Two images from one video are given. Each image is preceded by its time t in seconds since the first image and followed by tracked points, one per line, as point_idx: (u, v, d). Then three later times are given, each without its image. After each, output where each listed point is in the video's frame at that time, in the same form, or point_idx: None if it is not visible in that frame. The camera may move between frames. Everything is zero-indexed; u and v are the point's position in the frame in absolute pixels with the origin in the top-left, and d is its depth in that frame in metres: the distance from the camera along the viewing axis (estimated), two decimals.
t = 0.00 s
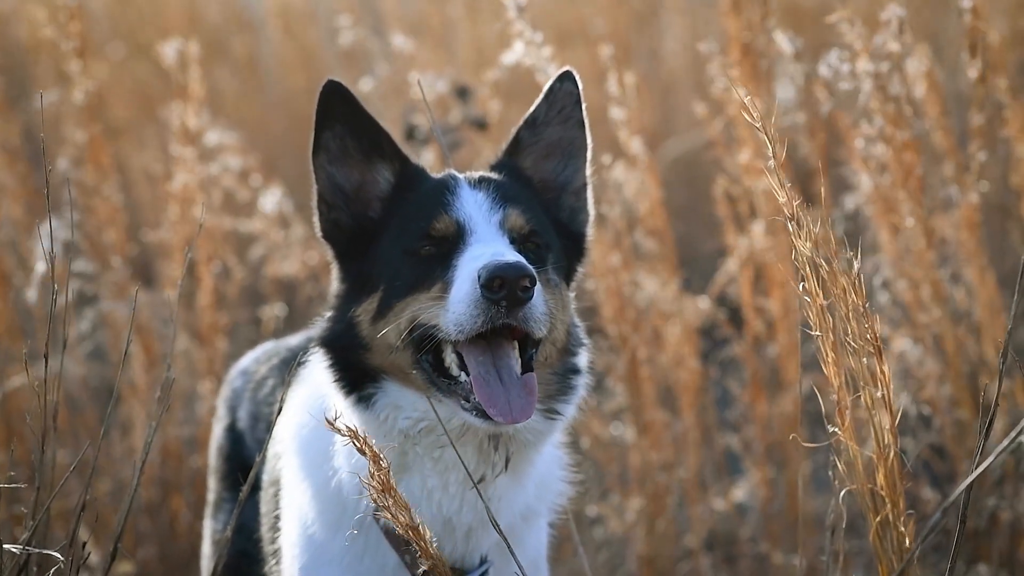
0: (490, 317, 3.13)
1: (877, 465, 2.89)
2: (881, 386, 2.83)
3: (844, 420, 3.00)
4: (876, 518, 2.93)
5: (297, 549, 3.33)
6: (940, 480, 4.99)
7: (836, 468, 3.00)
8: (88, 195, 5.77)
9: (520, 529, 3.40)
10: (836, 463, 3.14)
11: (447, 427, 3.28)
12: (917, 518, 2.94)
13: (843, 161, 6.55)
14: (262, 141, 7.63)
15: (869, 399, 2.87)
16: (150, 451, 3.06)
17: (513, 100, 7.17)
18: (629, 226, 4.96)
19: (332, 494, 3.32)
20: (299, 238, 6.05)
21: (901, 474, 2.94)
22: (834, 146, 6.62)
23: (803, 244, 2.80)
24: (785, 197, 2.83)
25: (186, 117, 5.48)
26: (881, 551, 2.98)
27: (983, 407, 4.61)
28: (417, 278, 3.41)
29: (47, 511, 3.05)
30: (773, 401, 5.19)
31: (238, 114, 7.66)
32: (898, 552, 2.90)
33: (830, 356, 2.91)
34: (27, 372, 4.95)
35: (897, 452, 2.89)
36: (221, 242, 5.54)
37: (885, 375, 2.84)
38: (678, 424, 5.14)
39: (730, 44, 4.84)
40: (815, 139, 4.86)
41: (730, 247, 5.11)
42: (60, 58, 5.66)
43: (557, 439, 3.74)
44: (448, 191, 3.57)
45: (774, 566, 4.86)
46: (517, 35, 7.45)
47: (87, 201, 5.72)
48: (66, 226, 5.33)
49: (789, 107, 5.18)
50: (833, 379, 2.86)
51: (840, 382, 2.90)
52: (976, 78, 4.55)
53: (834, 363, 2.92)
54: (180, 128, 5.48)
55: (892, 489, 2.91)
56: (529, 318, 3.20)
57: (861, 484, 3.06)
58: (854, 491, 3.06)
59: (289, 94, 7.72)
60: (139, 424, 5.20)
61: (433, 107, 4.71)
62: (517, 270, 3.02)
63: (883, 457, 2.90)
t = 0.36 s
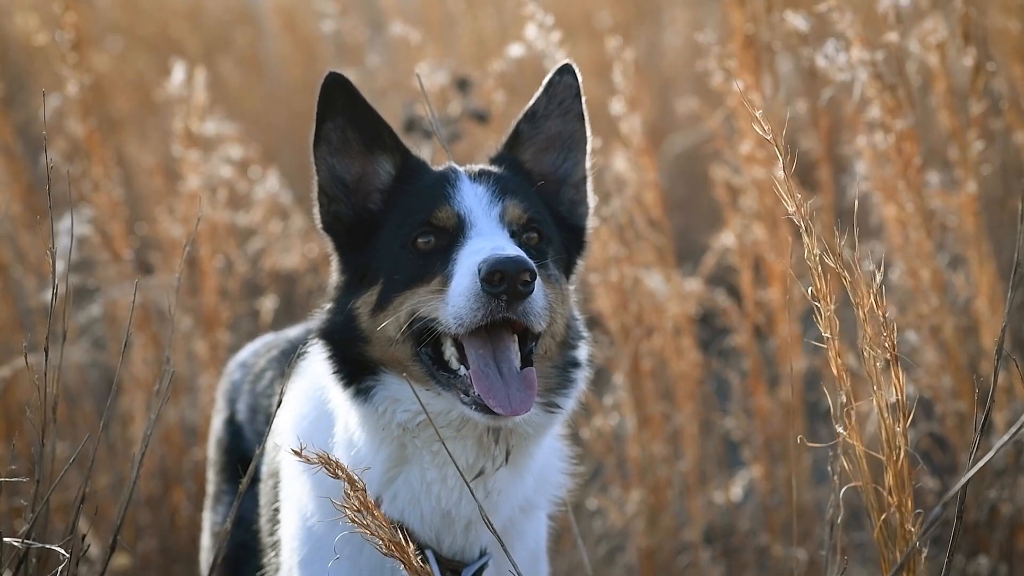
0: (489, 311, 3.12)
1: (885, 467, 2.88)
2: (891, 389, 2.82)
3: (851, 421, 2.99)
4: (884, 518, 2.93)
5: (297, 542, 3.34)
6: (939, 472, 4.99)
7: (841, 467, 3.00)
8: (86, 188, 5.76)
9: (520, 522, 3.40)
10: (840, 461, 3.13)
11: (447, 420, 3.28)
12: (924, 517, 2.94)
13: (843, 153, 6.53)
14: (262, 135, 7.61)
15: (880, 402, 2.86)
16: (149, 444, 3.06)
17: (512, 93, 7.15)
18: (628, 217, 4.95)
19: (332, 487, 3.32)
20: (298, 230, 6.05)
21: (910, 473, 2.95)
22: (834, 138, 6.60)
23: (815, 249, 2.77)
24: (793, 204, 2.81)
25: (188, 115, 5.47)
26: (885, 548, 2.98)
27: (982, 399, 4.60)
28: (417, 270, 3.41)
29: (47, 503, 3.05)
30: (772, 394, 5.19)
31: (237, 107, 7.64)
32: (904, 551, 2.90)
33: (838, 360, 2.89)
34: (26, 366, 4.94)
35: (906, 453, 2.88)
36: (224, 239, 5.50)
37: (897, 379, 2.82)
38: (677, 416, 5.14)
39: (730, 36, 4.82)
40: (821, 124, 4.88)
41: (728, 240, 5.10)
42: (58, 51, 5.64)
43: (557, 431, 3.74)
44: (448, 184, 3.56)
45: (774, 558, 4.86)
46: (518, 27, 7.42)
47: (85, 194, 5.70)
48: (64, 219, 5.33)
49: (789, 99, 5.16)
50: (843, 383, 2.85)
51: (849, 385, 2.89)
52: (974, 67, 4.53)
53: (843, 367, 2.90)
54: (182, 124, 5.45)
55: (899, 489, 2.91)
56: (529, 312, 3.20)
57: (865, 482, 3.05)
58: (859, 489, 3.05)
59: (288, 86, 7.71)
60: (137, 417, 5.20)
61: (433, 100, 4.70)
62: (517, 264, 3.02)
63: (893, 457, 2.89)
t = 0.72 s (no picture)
0: (493, 308, 3.12)
1: (878, 481, 2.86)
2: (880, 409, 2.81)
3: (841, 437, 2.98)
4: (877, 530, 2.93)
5: (299, 537, 3.34)
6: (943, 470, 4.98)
7: (833, 478, 3.00)
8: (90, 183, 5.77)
9: (522, 518, 3.40)
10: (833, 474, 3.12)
11: (450, 417, 3.27)
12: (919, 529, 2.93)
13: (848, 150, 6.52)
14: (266, 131, 7.62)
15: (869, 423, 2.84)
16: (152, 439, 3.05)
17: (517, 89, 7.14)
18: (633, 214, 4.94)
19: (335, 482, 3.32)
20: (302, 225, 6.04)
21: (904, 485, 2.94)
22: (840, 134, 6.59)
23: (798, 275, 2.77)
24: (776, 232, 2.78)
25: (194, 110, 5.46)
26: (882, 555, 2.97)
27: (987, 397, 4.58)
28: (422, 266, 3.40)
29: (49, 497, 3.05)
30: (775, 391, 5.18)
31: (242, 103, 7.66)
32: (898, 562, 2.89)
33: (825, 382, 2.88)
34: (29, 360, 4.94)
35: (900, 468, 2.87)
36: (231, 235, 5.44)
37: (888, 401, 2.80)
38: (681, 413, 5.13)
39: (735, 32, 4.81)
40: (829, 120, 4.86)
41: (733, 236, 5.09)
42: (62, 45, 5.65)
43: (561, 429, 3.74)
44: (453, 180, 3.55)
45: (776, 556, 4.85)
46: (522, 23, 7.41)
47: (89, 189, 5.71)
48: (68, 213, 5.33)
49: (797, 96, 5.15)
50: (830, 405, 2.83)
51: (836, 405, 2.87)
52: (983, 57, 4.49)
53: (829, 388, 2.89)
54: (191, 117, 5.40)
55: (893, 501, 2.90)
56: (533, 309, 3.19)
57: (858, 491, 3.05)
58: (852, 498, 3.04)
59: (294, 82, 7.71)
60: (140, 411, 5.21)
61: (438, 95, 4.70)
62: (522, 261, 3.01)
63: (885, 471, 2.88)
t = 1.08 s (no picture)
0: (493, 309, 3.12)
1: (866, 487, 2.89)
2: (865, 418, 2.82)
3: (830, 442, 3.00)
4: (867, 533, 2.96)
5: (297, 534, 3.34)
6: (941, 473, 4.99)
7: (825, 480, 3.04)
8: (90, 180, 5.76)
9: (520, 518, 3.41)
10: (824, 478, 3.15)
11: (449, 416, 3.27)
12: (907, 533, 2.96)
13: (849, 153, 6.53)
14: (264, 127, 7.63)
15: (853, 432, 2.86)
16: (151, 435, 3.05)
17: (518, 88, 7.14)
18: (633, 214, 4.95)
19: (333, 479, 3.32)
20: (302, 222, 6.05)
21: (889, 490, 2.96)
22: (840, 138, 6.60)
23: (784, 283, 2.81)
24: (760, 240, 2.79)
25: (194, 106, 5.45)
26: (873, 560, 2.99)
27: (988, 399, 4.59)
28: (422, 266, 3.40)
29: (47, 492, 3.04)
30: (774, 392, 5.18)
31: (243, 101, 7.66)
32: (889, 566, 2.91)
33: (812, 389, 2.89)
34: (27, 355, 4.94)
35: (885, 474, 2.89)
36: (228, 232, 5.42)
37: (871, 409, 2.82)
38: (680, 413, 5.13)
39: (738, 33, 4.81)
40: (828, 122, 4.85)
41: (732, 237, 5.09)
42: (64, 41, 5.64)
43: (559, 429, 3.75)
44: (455, 180, 3.55)
45: (773, 558, 4.85)
46: (523, 22, 7.40)
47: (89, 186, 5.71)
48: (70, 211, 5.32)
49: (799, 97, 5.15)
50: (818, 411, 2.85)
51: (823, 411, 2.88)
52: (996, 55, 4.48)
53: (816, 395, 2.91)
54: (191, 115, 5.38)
55: (883, 505, 2.93)
56: (533, 310, 3.19)
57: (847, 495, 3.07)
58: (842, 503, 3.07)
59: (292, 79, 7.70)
60: (138, 408, 5.20)
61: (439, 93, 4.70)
62: (522, 262, 3.02)
63: (872, 477, 2.90)
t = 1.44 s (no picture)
0: (497, 311, 3.12)
1: (874, 485, 2.89)
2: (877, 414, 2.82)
3: (841, 439, 3.00)
4: (874, 533, 2.96)
5: (300, 533, 3.34)
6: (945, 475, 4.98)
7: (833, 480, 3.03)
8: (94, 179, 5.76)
9: (523, 520, 3.40)
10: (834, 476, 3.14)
11: (452, 418, 3.27)
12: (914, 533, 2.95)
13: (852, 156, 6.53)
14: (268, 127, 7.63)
15: (864, 428, 2.86)
16: (154, 434, 3.05)
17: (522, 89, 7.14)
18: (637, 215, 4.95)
19: (337, 479, 3.32)
20: (306, 222, 6.05)
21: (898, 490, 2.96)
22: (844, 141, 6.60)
23: (800, 278, 2.81)
24: (781, 234, 2.81)
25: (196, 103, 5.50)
26: (880, 560, 2.99)
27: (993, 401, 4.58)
28: (427, 266, 3.40)
29: (51, 491, 3.04)
30: (778, 393, 5.18)
31: (248, 101, 7.67)
32: (895, 566, 2.91)
33: (826, 384, 2.89)
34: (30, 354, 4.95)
35: (895, 472, 2.88)
36: (234, 227, 5.48)
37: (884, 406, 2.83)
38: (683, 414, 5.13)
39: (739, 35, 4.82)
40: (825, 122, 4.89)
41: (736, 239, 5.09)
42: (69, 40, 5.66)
43: (563, 430, 3.74)
44: (461, 181, 3.55)
45: (776, 560, 4.84)
46: (529, 23, 7.40)
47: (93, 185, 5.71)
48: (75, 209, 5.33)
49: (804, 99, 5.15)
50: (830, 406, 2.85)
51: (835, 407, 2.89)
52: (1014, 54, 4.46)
53: (830, 390, 2.91)
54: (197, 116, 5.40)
55: (891, 505, 2.92)
56: (536, 312, 3.19)
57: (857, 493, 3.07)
58: (851, 501, 3.06)
59: (296, 80, 7.71)
60: (142, 406, 5.21)
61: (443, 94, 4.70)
62: (526, 264, 3.01)
63: (881, 476, 2.90)
